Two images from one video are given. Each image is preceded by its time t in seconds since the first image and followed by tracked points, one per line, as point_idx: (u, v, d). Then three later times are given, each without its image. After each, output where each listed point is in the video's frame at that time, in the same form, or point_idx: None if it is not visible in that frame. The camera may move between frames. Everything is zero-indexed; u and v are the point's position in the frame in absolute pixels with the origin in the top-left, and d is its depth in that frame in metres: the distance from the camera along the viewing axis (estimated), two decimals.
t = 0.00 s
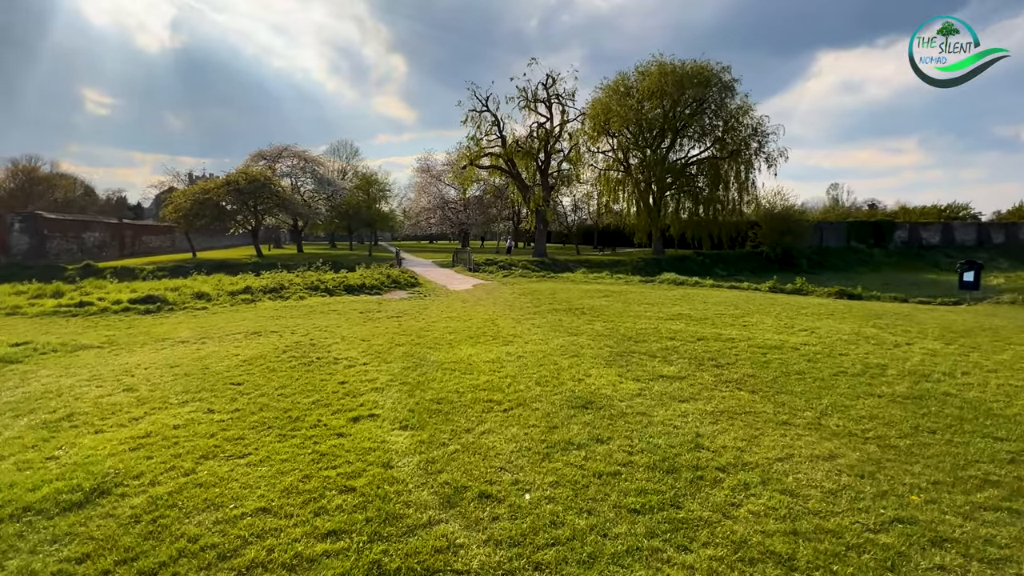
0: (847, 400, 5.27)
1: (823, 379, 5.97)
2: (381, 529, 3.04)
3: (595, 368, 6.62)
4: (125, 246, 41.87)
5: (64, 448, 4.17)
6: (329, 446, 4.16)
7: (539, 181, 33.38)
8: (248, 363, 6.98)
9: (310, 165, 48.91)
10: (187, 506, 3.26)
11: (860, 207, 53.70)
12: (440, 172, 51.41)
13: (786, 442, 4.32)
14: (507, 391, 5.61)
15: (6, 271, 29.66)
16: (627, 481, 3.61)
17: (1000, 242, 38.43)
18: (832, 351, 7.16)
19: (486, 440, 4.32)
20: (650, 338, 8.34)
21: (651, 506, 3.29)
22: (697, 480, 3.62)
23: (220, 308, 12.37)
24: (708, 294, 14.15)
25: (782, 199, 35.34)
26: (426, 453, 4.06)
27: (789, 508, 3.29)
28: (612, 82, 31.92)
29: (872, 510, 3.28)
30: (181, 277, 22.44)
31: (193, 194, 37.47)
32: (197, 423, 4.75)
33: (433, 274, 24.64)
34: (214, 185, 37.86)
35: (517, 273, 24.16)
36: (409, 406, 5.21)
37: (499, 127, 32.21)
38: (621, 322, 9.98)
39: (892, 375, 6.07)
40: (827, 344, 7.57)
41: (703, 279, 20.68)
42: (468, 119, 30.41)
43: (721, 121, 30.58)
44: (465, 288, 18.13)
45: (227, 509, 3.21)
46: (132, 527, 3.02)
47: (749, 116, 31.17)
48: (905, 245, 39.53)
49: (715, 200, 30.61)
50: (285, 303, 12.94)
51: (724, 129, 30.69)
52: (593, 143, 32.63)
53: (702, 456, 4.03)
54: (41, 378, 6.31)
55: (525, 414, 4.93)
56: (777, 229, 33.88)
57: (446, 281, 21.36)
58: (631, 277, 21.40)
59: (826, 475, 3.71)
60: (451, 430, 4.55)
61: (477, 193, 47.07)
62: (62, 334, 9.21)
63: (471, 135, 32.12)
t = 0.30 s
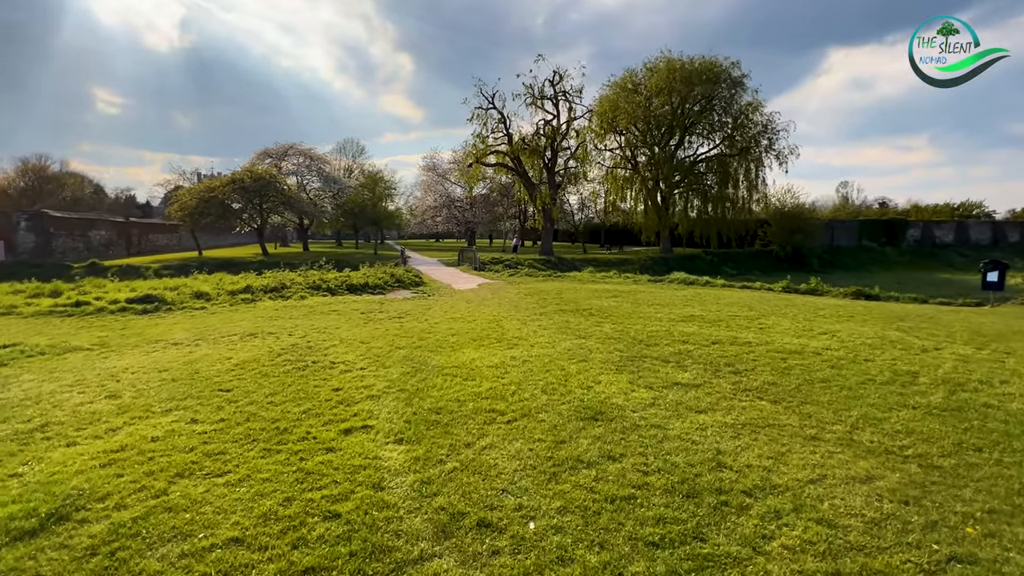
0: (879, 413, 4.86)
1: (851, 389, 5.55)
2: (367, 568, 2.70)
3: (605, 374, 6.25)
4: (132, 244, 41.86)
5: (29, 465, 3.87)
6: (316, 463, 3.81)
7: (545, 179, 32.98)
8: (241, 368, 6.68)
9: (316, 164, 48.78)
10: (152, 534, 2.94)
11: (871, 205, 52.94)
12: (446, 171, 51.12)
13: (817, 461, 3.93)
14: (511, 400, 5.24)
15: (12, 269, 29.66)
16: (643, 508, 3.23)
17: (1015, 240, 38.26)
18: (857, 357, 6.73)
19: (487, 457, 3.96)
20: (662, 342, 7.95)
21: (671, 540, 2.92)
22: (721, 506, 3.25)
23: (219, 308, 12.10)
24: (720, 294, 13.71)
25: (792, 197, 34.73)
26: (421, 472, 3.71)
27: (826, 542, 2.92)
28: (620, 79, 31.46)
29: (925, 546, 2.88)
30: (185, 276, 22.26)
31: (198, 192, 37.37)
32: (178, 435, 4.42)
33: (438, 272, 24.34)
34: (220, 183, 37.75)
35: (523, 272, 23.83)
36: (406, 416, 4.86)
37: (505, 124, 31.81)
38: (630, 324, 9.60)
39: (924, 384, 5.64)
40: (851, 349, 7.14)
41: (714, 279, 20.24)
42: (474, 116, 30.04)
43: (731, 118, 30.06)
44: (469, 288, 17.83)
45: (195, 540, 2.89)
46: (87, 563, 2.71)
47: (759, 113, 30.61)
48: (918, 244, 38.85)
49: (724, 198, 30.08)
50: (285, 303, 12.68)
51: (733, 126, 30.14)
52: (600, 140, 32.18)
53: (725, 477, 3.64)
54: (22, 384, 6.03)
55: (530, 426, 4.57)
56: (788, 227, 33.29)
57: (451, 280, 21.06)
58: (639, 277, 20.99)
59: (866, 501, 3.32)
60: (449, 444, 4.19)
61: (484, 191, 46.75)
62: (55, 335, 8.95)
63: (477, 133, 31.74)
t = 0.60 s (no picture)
0: (915, 426, 4.46)
1: (881, 397, 5.16)
2: None
3: (615, 380, 5.89)
4: (141, 242, 41.99)
5: None
6: (301, 480, 3.51)
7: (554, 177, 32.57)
8: (234, 371, 6.40)
9: (324, 162, 48.70)
10: (112, 565, 2.64)
11: (885, 204, 52.02)
12: (454, 169, 50.85)
13: (852, 482, 3.56)
14: (515, 409, 4.90)
15: (21, 268, 29.76)
16: (660, 539, 2.90)
17: None
18: (885, 362, 6.33)
19: (488, 474, 3.64)
20: (675, 345, 7.56)
21: None
22: (747, 537, 2.91)
23: (220, 308, 11.87)
24: (733, 294, 13.28)
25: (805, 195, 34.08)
26: (414, 492, 3.39)
27: None
28: (629, 76, 30.97)
29: None
30: (191, 274, 22.15)
31: (206, 191, 37.36)
32: (157, 445, 4.13)
33: (446, 271, 24.06)
34: (228, 181, 37.71)
35: (531, 271, 23.49)
36: (400, 426, 4.54)
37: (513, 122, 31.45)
38: (642, 326, 9.21)
39: (960, 393, 5.25)
40: (877, 354, 6.74)
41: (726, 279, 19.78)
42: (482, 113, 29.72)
43: (743, 115, 29.50)
44: (475, 287, 17.54)
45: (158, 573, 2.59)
46: None
47: (771, 109, 30.00)
48: (934, 243, 38.03)
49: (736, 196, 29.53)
50: (287, 303, 12.44)
51: (745, 123, 29.54)
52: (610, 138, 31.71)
53: (750, 501, 3.29)
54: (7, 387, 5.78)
55: (535, 438, 4.23)
56: (801, 226, 32.63)
57: (458, 279, 20.76)
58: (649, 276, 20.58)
59: (910, 531, 2.97)
60: (446, 459, 3.86)
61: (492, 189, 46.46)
62: (48, 336, 8.72)
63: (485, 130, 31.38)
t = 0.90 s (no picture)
0: (949, 441, 4.07)
1: (908, 408, 4.76)
2: None
3: (620, 387, 5.55)
4: (145, 241, 41.92)
5: None
6: (271, 503, 3.17)
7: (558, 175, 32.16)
8: (218, 377, 6.06)
9: (327, 161, 48.47)
10: None
11: (893, 203, 51.35)
12: (458, 168, 50.49)
13: (886, 508, 3.18)
14: (512, 421, 4.54)
15: (24, 267, 29.68)
16: None
17: None
18: (908, 369, 5.92)
19: (479, 498, 3.28)
20: (683, 349, 7.18)
21: None
22: None
23: (214, 308, 11.56)
24: (742, 295, 12.89)
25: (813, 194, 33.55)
26: (396, 520, 3.04)
27: None
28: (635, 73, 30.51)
29: None
30: (192, 273, 21.94)
31: (209, 190, 37.17)
32: (120, 462, 3.79)
33: (448, 270, 23.72)
34: (230, 180, 37.51)
35: (534, 271, 23.15)
36: (388, 440, 4.19)
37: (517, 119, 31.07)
38: (648, 328, 8.83)
39: (994, 404, 4.85)
40: (899, 360, 6.33)
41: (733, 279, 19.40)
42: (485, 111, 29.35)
43: (750, 113, 28.99)
44: (477, 287, 17.21)
45: None
46: None
47: (779, 106, 29.49)
48: (944, 243, 37.39)
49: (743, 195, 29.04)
50: (284, 303, 12.13)
51: (752, 121, 29.04)
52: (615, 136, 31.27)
53: (773, 533, 2.92)
54: None
55: (534, 456, 3.87)
56: (808, 225, 32.07)
57: (460, 279, 20.42)
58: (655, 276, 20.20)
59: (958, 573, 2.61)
60: (434, 479, 3.51)
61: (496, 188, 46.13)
62: (34, 338, 8.44)
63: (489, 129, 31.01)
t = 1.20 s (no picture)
0: (1002, 463, 3.65)
1: (951, 424, 4.34)
2: None
3: (633, 397, 5.17)
4: (155, 241, 42.10)
5: None
6: (242, 532, 2.84)
7: (568, 175, 31.73)
8: (206, 384, 5.75)
9: (336, 161, 48.39)
10: None
11: (908, 202, 50.31)
12: (467, 167, 50.19)
13: (938, 544, 2.79)
14: (516, 436, 4.17)
15: (35, 267, 29.80)
16: None
17: None
18: (944, 379, 5.48)
19: (477, 527, 2.93)
20: (699, 355, 6.77)
21: None
22: None
23: (214, 310, 11.29)
24: (758, 297, 12.43)
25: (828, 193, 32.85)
26: (382, 556, 2.70)
27: None
28: (645, 70, 30.03)
29: None
30: (199, 273, 21.84)
31: (218, 190, 37.16)
32: (85, 480, 3.47)
33: (456, 271, 23.40)
34: (239, 180, 37.48)
35: (543, 271, 22.78)
36: (379, 456, 3.84)
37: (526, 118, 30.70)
38: (661, 331, 8.43)
39: None
40: (932, 368, 5.88)
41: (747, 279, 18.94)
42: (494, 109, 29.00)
43: (763, 110, 28.39)
44: (484, 287, 16.87)
45: None
46: None
47: (793, 104, 28.86)
48: (963, 243, 36.46)
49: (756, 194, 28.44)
50: (286, 304, 11.86)
51: (766, 118, 28.45)
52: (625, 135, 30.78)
53: None
54: None
55: (538, 476, 3.50)
56: (823, 224, 31.38)
57: (468, 279, 20.09)
58: (666, 277, 19.74)
59: None
60: (425, 503, 3.16)
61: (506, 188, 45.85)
62: (26, 339, 8.20)
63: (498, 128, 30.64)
